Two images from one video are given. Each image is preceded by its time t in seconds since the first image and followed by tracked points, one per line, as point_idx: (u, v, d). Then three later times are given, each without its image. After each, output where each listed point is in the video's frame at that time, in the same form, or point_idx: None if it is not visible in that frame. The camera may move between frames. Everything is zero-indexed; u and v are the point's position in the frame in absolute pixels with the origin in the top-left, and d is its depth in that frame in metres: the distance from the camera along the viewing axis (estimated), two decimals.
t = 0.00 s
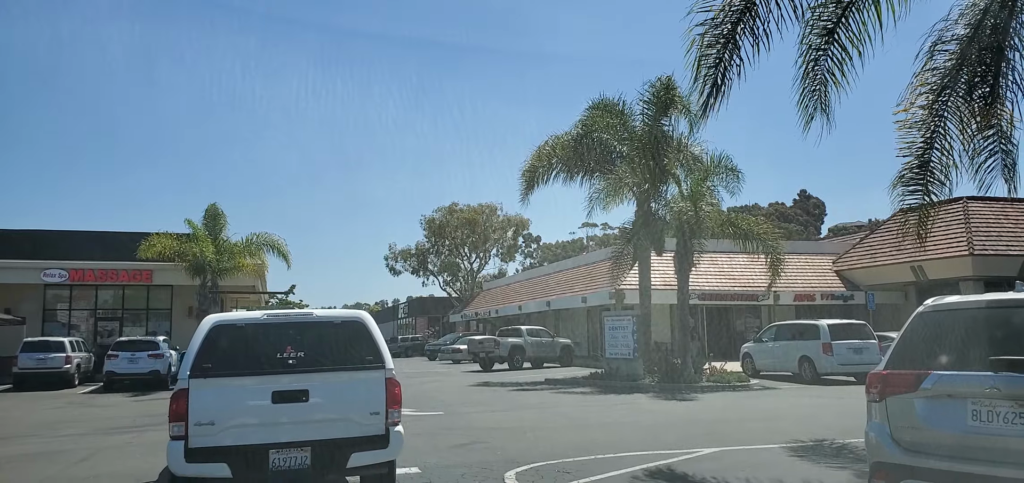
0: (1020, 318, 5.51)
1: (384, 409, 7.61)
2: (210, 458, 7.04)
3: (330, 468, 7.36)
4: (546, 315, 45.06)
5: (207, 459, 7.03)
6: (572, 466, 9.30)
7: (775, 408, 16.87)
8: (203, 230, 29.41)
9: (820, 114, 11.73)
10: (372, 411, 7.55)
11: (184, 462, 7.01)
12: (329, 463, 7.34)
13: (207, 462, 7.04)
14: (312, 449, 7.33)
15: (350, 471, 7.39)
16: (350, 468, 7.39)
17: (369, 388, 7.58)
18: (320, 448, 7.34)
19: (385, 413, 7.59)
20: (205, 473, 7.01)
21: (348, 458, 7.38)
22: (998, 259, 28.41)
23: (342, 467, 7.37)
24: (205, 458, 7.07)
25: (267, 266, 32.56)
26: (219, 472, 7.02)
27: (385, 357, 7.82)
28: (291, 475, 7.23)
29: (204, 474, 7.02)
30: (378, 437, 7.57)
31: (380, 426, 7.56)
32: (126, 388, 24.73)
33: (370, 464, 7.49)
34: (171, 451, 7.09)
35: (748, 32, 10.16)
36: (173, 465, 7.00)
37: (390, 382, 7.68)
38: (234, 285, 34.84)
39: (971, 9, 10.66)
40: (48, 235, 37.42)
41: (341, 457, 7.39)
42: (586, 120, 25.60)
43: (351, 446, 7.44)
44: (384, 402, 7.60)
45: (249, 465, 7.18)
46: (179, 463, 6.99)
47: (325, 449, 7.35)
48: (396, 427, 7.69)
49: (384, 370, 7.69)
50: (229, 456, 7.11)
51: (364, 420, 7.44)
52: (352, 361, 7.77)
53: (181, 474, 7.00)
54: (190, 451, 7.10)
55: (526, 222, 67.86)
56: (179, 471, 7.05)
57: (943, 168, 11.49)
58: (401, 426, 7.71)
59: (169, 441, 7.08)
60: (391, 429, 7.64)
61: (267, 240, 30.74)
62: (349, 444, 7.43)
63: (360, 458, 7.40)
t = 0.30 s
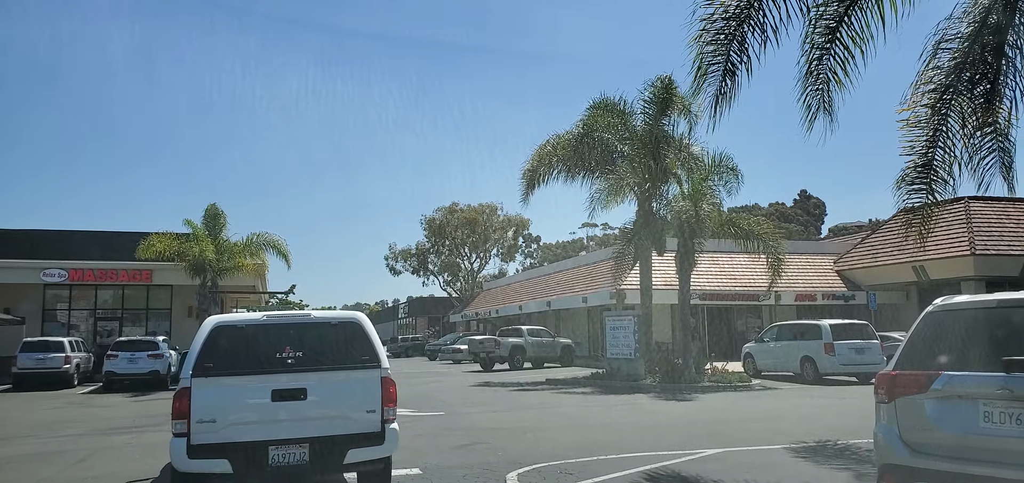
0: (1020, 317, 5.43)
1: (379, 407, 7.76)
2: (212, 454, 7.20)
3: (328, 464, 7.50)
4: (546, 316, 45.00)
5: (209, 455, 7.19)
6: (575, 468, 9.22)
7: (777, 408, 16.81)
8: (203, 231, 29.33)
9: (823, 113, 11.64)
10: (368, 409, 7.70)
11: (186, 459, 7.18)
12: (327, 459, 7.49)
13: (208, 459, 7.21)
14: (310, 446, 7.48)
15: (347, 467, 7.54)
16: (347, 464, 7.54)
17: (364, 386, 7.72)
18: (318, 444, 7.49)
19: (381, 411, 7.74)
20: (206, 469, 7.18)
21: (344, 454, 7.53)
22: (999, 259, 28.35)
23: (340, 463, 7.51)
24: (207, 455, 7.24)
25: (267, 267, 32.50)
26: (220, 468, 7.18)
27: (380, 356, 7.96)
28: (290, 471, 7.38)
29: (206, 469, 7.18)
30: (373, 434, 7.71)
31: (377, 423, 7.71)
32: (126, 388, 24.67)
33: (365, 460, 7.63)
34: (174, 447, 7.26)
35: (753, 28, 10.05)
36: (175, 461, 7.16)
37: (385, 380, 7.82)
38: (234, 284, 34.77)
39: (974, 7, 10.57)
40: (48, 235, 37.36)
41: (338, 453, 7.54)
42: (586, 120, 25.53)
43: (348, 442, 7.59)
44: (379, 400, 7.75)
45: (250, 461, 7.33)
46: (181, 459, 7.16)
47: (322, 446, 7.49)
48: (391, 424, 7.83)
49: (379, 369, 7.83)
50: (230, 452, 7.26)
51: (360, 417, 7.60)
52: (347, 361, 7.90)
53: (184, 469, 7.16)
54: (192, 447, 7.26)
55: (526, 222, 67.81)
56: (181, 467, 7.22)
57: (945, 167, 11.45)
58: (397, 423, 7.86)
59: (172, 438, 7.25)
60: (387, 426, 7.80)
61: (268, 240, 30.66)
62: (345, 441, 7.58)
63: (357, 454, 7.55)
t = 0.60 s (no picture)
0: (1020, 317, 5.38)
1: (375, 405, 7.91)
2: (212, 451, 7.35)
3: (325, 460, 7.67)
4: (547, 316, 44.89)
5: (210, 452, 7.34)
6: (578, 469, 9.13)
7: (779, 408, 16.72)
8: (203, 231, 29.25)
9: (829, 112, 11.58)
10: (364, 407, 7.85)
11: (188, 455, 7.33)
12: (324, 456, 7.66)
13: (209, 455, 7.35)
14: (308, 443, 7.63)
15: (344, 463, 7.71)
16: (344, 460, 7.71)
17: (360, 385, 7.89)
18: (316, 441, 7.65)
19: (376, 409, 7.89)
20: (207, 465, 7.32)
21: (341, 451, 7.70)
22: (1002, 259, 28.25)
23: (337, 460, 7.69)
24: (208, 452, 7.38)
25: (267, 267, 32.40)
26: (221, 464, 7.33)
27: (376, 356, 8.12)
28: (288, 468, 7.53)
29: (208, 466, 7.33)
30: (370, 432, 7.87)
31: (373, 421, 7.87)
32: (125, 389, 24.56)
33: (361, 457, 7.80)
34: (175, 444, 7.40)
35: (761, 24, 9.94)
36: (177, 458, 7.31)
37: (380, 380, 7.98)
38: (234, 285, 34.67)
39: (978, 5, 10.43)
40: (48, 235, 37.27)
41: (336, 450, 7.70)
42: (587, 120, 25.44)
43: (344, 439, 7.75)
44: (375, 399, 7.91)
45: (249, 457, 7.49)
46: (183, 455, 7.31)
47: (320, 442, 7.66)
48: (386, 422, 7.99)
49: (375, 368, 7.99)
50: (230, 448, 7.41)
51: (356, 416, 7.76)
52: (344, 360, 8.06)
53: (185, 466, 7.32)
54: (193, 444, 7.41)
55: (527, 222, 67.74)
56: (182, 463, 7.37)
57: (948, 164, 11.48)
58: (392, 422, 8.02)
59: (173, 435, 7.40)
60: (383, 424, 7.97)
61: (268, 239, 30.57)
62: (342, 438, 7.74)
63: (353, 452, 7.72)
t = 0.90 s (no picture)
0: (1020, 317, 5.35)
1: (372, 405, 7.99)
2: (212, 450, 7.42)
3: (323, 458, 7.76)
4: (548, 316, 44.72)
5: (210, 451, 7.40)
6: (584, 472, 8.97)
7: (784, 409, 16.57)
8: (202, 230, 29.11)
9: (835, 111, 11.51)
10: (361, 407, 7.93)
11: (188, 454, 7.40)
12: (322, 454, 7.73)
13: (210, 454, 7.41)
14: (306, 442, 7.72)
15: (341, 462, 7.78)
16: (342, 459, 7.78)
17: (357, 385, 7.96)
18: (314, 440, 7.73)
19: (373, 408, 7.97)
20: (208, 463, 7.39)
21: (339, 449, 7.77)
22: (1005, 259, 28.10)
23: (334, 459, 7.76)
24: (208, 450, 7.46)
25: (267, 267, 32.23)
26: (220, 462, 7.39)
27: (373, 357, 8.20)
28: (286, 466, 7.61)
29: (208, 464, 7.39)
30: (367, 431, 7.95)
31: (369, 420, 7.94)
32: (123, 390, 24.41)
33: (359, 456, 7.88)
34: (176, 443, 7.47)
35: (770, 18, 9.77)
36: (177, 456, 7.37)
37: (377, 380, 8.06)
38: (233, 285, 34.51)
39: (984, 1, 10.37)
40: (47, 235, 37.13)
41: (333, 449, 7.78)
42: (589, 118, 25.30)
43: (342, 438, 7.82)
44: (372, 399, 7.99)
45: (249, 456, 7.57)
46: (184, 454, 7.37)
47: (318, 441, 7.74)
48: (383, 422, 8.07)
49: (372, 368, 8.07)
50: (231, 447, 7.48)
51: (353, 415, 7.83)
52: (340, 361, 8.14)
53: (186, 464, 7.38)
54: (194, 443, 7.48)
55: (527, 222, 67.62)
56: (183, 461, 7.44)
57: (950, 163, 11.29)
58: (388, 420, 8.10)
59: (174, 434, 7.46)
60: (379, 423, 8.04)
61: (267, 239, 30.41)
62: (340, 437, 7.81)
63: (351, 450, 7.79)
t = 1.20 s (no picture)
0: (1020, 317, 5.30)
1: (368, 403, 8.11)
2: (212, 446, 7.60)
3: (321, 455, 7.90)
4: (549, 316, 44.52)
5: (210, 448, 7.58)
6: (590, 474, 8.82)
7: (788, 409, 16.44)
8: (202, 229, 28.93)
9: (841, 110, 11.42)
10: (358, 405, 8.05)
11: (189, 451, 7.60)
12: (319, 452, 7.88)
13: (210, 451, 7.60)
14: (304, 439, 7.87)
15: (337, 459, 7.90)
16: (339, 456, 7.91)
17: (353, 384, 8.10)
18: (311, 437, 7.88)
19: (370, 406, 8.08)
20: (208, 460, 7.58)
21: (336, 446, 7.91)
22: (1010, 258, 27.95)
23: (331, 456, 7.89)
24: (208, 447, 7.65)
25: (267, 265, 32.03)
26: (220, 459, 7.57)
27: (369, 356, 8.32)
28: (285, 463, 7.77)
29: (207, 461, 7.58)
30: (363, 428, 8.08)
31: (366, 418, 8.07)
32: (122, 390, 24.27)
33: (356, 453, 8.01)
34: (178, 440, 7.67)
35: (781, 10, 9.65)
36: (178, 452, 7.57)
37: (373, 379, 8.17)
38: (233, 283, 34.33)
39: None
40: (46, 233, 36.94)
41: (330, 446, 7.92)
42: (591, 116, 25.11)
43: (339, 436, 7.96)
44: (368, 398, 8.11)
45: (248, 453, 7.74)
46: (184, 451, 7.57)
47: (315, 438, 7.88)
48: (380, 419, 8.19)
49: (368, 367, 8.19)
50: (230, 444, 7.66)
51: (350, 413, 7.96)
52: (337, 360, 8.29)
53: (186, 461, 7.58)
54: (194, 440, 7.67)
55: (528, 221, 67.43)
56: (184, 458, 7.63)
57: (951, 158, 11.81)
58: (385, 418, 8.22)
59: (176, 432, 7.66)
60: (376, 421, 8.17)
61: (267, 237, 30.24)
62: (337, 435, 7.95)
63: (347, 448, 7.91)
